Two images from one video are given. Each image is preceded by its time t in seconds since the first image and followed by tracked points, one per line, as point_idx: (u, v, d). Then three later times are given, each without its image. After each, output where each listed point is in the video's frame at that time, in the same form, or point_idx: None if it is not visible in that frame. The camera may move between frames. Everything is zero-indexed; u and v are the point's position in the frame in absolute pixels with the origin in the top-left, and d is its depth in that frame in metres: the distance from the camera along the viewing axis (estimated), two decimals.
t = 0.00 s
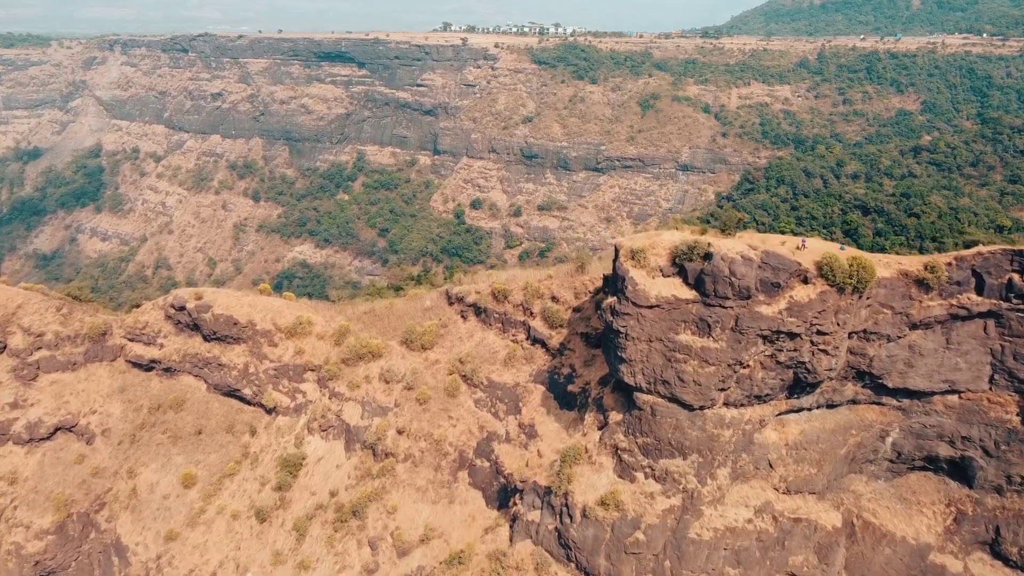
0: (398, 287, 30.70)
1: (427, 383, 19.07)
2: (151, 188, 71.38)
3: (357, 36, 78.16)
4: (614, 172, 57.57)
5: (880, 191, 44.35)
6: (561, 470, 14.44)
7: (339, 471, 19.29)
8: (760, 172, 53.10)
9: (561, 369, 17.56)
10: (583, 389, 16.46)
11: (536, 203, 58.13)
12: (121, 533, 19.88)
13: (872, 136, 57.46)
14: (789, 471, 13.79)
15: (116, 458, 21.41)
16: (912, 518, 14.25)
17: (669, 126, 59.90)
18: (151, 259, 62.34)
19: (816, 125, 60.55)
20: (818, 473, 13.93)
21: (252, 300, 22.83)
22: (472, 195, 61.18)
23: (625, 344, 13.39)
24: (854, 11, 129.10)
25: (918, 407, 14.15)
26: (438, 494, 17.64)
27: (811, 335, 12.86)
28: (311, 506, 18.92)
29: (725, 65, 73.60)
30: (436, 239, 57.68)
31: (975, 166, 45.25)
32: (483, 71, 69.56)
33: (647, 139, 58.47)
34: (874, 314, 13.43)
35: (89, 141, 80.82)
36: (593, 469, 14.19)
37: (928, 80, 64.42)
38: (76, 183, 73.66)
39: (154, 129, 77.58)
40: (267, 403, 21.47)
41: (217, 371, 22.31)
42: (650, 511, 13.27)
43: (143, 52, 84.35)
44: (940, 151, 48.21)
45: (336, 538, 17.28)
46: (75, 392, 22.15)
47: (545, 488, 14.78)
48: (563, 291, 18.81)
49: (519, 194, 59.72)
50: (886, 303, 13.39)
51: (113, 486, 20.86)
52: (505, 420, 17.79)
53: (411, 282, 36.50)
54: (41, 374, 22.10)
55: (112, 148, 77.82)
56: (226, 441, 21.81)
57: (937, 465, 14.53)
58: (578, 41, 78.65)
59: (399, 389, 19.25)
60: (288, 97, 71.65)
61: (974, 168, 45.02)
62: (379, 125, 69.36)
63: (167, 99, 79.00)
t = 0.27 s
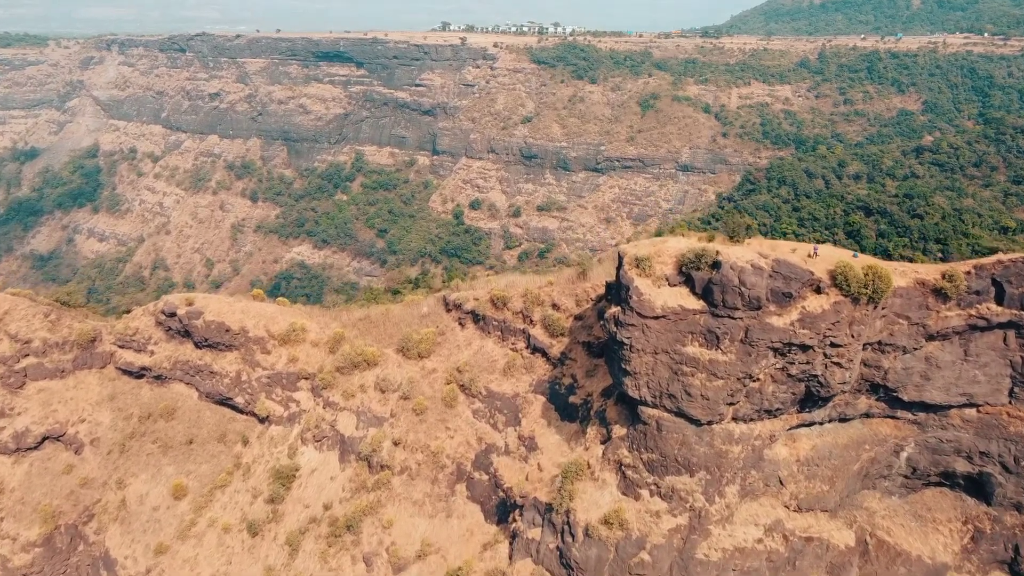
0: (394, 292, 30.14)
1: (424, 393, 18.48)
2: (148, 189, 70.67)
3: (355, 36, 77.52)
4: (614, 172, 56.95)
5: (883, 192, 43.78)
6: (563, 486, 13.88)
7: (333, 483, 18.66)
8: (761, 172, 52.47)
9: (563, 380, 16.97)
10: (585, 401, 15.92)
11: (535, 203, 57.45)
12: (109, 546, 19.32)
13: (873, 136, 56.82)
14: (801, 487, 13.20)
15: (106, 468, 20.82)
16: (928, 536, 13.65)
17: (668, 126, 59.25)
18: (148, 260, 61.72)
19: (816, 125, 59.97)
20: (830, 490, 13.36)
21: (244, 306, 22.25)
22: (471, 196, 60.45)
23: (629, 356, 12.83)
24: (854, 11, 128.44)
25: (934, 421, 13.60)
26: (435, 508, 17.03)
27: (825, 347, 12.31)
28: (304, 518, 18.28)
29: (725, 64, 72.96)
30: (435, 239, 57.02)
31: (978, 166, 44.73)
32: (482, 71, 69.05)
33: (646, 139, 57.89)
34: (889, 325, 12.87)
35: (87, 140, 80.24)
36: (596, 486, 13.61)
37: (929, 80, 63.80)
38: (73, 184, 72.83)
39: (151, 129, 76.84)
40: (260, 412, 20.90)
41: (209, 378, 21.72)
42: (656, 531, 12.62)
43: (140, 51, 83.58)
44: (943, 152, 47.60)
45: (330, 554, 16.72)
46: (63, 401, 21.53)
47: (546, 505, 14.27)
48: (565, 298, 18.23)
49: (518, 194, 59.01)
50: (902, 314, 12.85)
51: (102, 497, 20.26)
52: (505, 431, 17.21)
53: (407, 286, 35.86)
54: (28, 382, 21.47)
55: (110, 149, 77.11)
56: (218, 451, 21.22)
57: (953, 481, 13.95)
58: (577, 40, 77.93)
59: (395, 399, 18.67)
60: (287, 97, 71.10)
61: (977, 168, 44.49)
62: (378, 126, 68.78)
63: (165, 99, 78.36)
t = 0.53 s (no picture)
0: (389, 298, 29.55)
1: (421, 405, 17.89)
2: (145, 189, 69.94)
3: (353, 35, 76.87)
4: (614, 172, 56.32)
5: (886, 193, 43.24)
6: (565, 504, 13.29)
7: (327, 497, 17.46)
8: (763, 173, 51.70)
9: (564, 392, 16.42)
10: (588, 414, 15.35)
11: (535, 203, 56.74)
12: (97, 561, 18.74)
13: (874, 136, 56.18)
14: (813, 507, 12.60)
15: (94, 479, 20.22)
16: (947, 557, 12.98)
17: (668, 126, 58.57)
18: (145, 261, 60.97)
19: (817, 125, 59.40)
20: (844, 509, 12.76)
21: (236, 312, 21.68)
22: (470, 196, 58.70)
23: (634, 369, 12.26)
24: (854, 10, 127.78)
25: (953, 437, 12.99)
26: (431, 524, 16.38)
27: (840, 362, 11.73)
28: (297, 535, 16.94)
29: (725, 64, 72.35)
30: (434, 240, 56.35)
31: (981, 167, 44.16)
32: (480, 71, 68.61)
33: (647, 139, 57.25)
34: (906, 337, 12.30)
35: (84, 140, 79.55)
36: (599, 505, 13.02)
37: (931, 80, 63.12)
38: (71, 184, 72.16)
39: (149, 129, 76.10)
40: (252, 422, 20.30)
41: (200, 387, 21.13)
42: (662, 553, 12.04)
43: (137, 51, 83.07)
44: (945, 152, 46.99)
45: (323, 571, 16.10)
46: (50, 410, 20.93)
47: (547, 523, 13.70)
48: (565, 306, 17.66)
49: (518, 195, 58.21)
50: (919, 326, 12.27)
51: (90, 510, 19.66)
52: (504, 444, 16.64)
53: (403, 290, 35.19)
54: (14, 391, 20.87)
55: (107, 149, 76.39)
56: (209, 462, 20.61)
57: (972, 499, 13.34)
58: (577, 40, 77.10)
59: (391, 410, 18.08)
60: (284, 97, 70.55)
61: (980, 169, 43.91)
62: (376, 126, 68.24)
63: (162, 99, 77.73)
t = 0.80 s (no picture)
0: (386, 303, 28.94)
1: (417, 417, 17.28)
2: (142, 189, 68.68)
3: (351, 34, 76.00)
4: (614, 172, 55.68)
5: (889, 194, 42.63)
6: (567, 525, 12.68)
7: (321, 512, 16.78)
8: (764, 174, 51.24)
9: (565, 405, 15.86)
10: (591, 429, 14.78)
11: (535, 204, 56.10)
12: None
13: (875, 136, 55.55)
14: (827, 529, 11.99)
15: (82, 490, 19.60)
16: None
17: (669, 126, 57.80)
18: (142, 262, 60.27)
19: (818, 125, 58.76)
20: (860, 531, 12.15)
21: (228, 320, 21.09)
22: (469, 198, 58.94)
23: (640, 385, 11.67)
24: (855, 9, 126.92)
25: (972, 455, 12.44)
26: (428, 541, 15.71)
27: (856, 378, 11.14)
28: (288, 550, 16.24)
29: (725, 64, 71.65)
30: (433, 241, 55.72)
31: (984, 167, 43.58)
32: (479, 70, 67.81)
33: (647, 139, 56.55)
34: (925, 352, 11.72)
35: (81, 140, 78.98)
36: (603, 527, 12.40)
37: (932, 79, 62.45)
38: (67, 184, 71.27)
39: (146, 129, 75.36)
40: (244, 433, 19.69)
41: (191, 397, 20.52)
42: None
43: (135, 51, 82.46)
44: (948, 152, 46.33)
45: None
46: (37, 420, 20.33)
47: (548, 544, 13.11)
48: (567, 316, 17.09)
49: (517, 195, 57.66)
50: (940, 339, 11.69)
51: (77, 523, 19.05)
52: (504, 459, 16.04)
53: (399, 295, 34.58)
54: None
55: (104, 149, 75.70)
56: (200, 474, 19.98)
57: (991, 519, 12.78)
58: (577, 40, 76.23)
59: (387, 422, 17.46)
60: (282, 97, 69.81)
61: (983, 170, 43.34)
62: (375, 126, 67.43)
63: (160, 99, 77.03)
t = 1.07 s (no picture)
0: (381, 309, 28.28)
1: (414, 430, 16.68)
2: (140, 190, 68.52)
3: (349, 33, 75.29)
4: (614, 173, 54.98)
5: (892, 195, 41.96)
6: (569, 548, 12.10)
7: (314, 528, 16.11)
8: (765, 174, 50.70)
9: (567, 419, 15.27)
10: (594, 446, 14.21)
11: (534, 204, 55.49)
12: None
13: (877, 137, 54.88)
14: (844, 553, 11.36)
15: (69, 504, 19.00)
16: None
17: (668, 126, 56.99)
18: (139, 263, 59.67)
19: (819, 125, 58.08)
20: (878, 555, 11.54)
21: (219, 328, 20.49)
22: (468, 198, 58.41)
23: (647, 403, 11.08)
24: (855, 9, 126.15)
25: (994, 474, 11.90)
26: (425, 560, 15.03)
27: (875, 396, 10.56)
28: (280, 569, 15.64)
29: (726, 63, 70.97)
30: (432, 242, 55.05)
31: (988, 168, 42.97)
32: (478, 70, 66.88)
33: (647, 139, 55.83)
34: (946, 368, 11.14)
35: (79, 140, 78.47)
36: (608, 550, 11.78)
37: (934, 79, 61.78)
38: (64, 184, 70.77)
39: (144, 129, 74.56)
40: (235, 445, 19.06)
41: (181, 407, 19.88)
42: None
43: (132, 51, 81.20)
44: (951, 152, 45.64)
45: None
46: (23, 431, 19.76)
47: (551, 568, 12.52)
48: (567, 326, 16.49)
49: (516, 196, 57.12)
50: (962, 355, 11.13)
51: (64, 537, 18.45)
52: (503, 475, 15.44)
53: (396, 299, 33.94)
54: None
55: (101, 149, 74.93)
56: (191, 487, 19.30)
57: (1013, 541, 12.23)
58: (577, 39, 75.41)
59: (382, 435, 16.83)
60: (280, 97, 69.05)
61: (987, 171, 42.72)
62: (373, 126, 66.90)
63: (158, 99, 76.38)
